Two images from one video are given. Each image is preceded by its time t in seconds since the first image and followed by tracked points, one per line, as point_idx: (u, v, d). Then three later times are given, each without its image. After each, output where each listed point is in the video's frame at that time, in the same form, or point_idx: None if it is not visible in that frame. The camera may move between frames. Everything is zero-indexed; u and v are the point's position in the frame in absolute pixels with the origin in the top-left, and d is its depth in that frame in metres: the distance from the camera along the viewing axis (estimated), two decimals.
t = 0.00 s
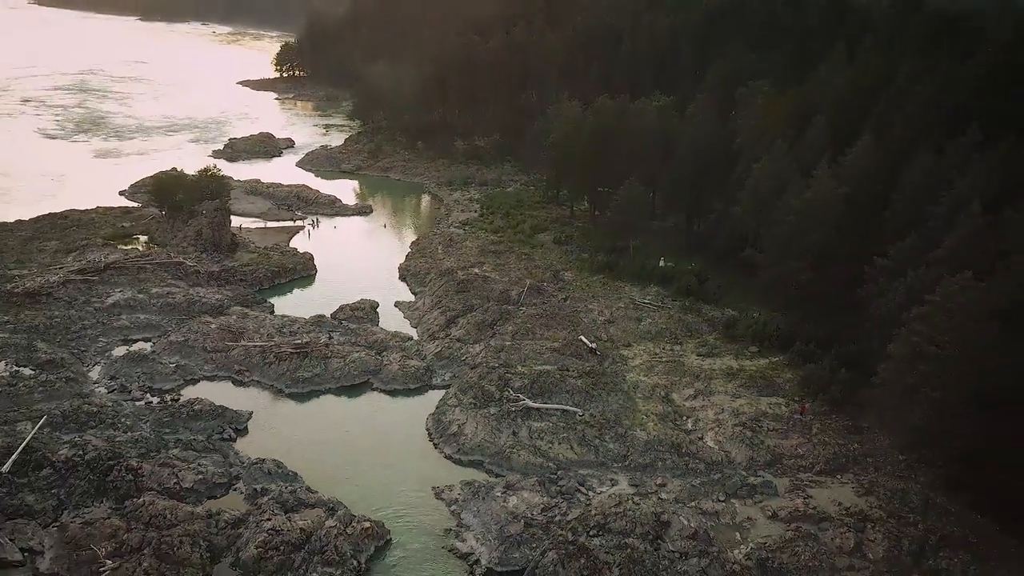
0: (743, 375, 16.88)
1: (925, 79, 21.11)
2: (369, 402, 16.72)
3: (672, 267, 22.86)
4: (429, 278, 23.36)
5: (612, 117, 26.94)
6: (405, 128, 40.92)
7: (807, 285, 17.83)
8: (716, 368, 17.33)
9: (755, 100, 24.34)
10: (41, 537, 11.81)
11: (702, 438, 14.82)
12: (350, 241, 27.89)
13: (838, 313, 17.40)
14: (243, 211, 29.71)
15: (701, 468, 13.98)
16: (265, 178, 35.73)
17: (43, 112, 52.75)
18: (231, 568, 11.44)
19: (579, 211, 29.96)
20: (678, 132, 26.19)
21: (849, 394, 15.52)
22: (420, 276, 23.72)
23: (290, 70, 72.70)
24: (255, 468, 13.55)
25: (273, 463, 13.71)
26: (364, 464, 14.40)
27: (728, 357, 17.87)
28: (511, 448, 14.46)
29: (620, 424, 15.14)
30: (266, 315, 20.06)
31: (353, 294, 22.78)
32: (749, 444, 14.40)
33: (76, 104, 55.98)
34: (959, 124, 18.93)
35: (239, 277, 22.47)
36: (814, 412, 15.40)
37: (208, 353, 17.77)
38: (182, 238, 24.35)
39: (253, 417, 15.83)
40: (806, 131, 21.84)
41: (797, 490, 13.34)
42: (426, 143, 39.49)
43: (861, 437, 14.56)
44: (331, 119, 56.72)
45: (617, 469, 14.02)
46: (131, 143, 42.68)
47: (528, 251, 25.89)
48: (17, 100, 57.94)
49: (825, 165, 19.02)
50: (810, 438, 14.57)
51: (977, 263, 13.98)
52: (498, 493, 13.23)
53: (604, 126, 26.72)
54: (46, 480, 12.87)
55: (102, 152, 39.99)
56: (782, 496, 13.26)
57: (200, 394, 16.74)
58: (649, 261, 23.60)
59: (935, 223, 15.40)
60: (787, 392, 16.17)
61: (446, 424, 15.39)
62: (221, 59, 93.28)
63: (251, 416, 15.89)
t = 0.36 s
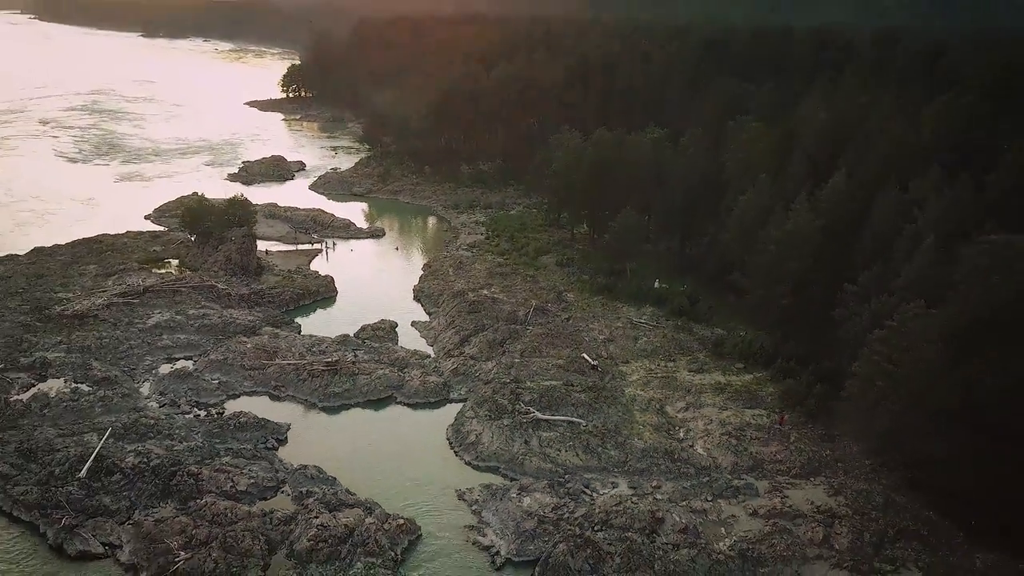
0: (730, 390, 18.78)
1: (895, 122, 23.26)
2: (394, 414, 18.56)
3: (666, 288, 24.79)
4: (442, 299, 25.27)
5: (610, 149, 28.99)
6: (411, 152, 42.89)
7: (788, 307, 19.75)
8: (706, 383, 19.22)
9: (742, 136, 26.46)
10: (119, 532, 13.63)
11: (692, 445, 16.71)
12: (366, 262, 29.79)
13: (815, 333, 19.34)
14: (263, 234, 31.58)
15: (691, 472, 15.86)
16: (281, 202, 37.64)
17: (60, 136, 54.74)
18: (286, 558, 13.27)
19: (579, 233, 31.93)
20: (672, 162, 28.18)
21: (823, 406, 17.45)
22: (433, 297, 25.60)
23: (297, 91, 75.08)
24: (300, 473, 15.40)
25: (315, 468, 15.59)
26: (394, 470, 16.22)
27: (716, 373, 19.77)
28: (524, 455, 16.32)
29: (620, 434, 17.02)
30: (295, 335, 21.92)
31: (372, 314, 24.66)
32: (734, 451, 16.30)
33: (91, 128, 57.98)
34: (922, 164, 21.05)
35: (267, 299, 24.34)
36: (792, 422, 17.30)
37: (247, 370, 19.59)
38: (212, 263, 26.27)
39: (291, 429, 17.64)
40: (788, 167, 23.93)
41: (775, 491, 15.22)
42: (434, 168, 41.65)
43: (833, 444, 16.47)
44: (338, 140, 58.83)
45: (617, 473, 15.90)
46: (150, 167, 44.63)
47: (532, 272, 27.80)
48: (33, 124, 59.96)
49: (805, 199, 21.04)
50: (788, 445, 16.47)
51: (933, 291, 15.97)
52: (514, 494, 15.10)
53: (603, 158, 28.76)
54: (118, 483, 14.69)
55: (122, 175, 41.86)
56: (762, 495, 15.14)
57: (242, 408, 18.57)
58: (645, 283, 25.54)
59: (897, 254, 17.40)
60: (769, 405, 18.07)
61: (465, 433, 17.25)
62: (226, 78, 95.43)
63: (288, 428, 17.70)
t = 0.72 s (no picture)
0: (719, 423, 20.59)
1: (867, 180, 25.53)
2: (412, 446, 20.31)
3: (660, 327, 26.71)
4: (452, 337, 27.16)
5: (607, 196, 31.10)
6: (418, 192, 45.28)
7: (771, 346, 21.63)
8: (697, 417, 21.03)
9: (729, 187, 28.64)
10: (175, 553, 15.33)
11: (684, 474, 18.48)
12: (379, 302, 31.67)
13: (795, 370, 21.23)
14: (281, 274, 33.48)
15: (684, 498, 17.62)
16: (295, 243, 39.66)
17: (79, 178, 57.04)
18: None
19: (578, 273, 33.93)
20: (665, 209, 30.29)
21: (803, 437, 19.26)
22: (444, 336, 27.47)
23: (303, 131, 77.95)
24: (332, 500, 17.16)
25: (345, 495, 17.36)
26: (415, 497, 17.95)
27: (707, 407, 21.59)
28: (532, 483, 18.09)
29: (619, 463, 18.79)
30: (318, 372, 23.70)
31: (387, 352, 26.47)
32: (722, 478, 18.09)
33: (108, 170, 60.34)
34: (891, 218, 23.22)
35: (290, 339, 26.18)
36: (774, 452, 19.10)
37: (277, 406, 21.36)
38: (237, 305, 28.18)
39: (320, 459, 19.41)
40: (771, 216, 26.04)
41: (758, 514, 17.00)
42: (440, 210, 43.97)
43: (811, 472, 18.26)
44: (344, 179, 61.15)
45: (616, 499, 17.67)
46: (167, 208, 46.77)
47: (535, 311, 29.73)
48: (51, 166, 62.33)
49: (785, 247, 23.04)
50: (770, 473, 18.26)
51: (897, 334, 17.89)
52: (525, 518, 16.85)
53: (600, 205, 30.87)
54: (170, 509, 16.42)
55: (142, 217, 43.90)
56: (747, 518, 16.90)
57: (273, 440, 20.30)
58: (640, 322, 27.45)
59: (866, 300, 19.38)
60: (754, 436, 19.87)
61: (479, 463, 19.01)
62: (233, 117, 98.42)
63: (318, 458, 19.46)
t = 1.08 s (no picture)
0: (716, 453, 22.07)
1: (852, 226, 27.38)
2: (430, 475, 21.75)
3: (661, 362, 28.27)
4: (464, 371, 28.72)
5: (611, 236, 32.87)
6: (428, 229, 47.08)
7: (764, 381, 23.16)
8: (695, 447, 22.52)
9: (724, 229, 30.49)
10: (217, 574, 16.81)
11: (683, 501, 19.92)
12: (393, 336, 33.29)
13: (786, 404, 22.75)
14: (300, 310, 35.13)
15: (683, 524, 19.05)
16: (311, 279, 41.41)
17: (99, 214, 59.10)
18: None
19: (583, 309, 35.54)
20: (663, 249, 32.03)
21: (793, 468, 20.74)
22: (456, 370, 29.03)
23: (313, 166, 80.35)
24: (359, 525, 18.65)
25: (370, 521, 18.87)
26: (434, 522, 19.39)
27: (704, 438, 23.08)
28: (543, 510, 19.57)
29: (623, 491, 20.23)
30: (340, 406, 25.23)
31: (403, 386, 28.00)
32: (718, 506, 19.51)
33: (127, 207, 62.51)
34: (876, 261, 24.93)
35: (312, 374, 27.78)
36: (767, 481, 20.57)
37: (303, 438, 22.88)
38: (261, 341, 29.81)
39: (346, 488, 20.88)
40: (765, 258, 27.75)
41: (751, 539, 18.40)
42: (449, 247, 45.81)
43: (801, 500, 19.69)
44: (354, 215, 63.16)
45: (621, 525, 19.12)
46: (187, 244, 48.67)
47: (542, 345, 31.31)
48: (71, 203, 64.50)
49: (777, 289, 24.68)
50: (763, 501, 19.69)
51: (877, 371, 19.44)
52: (536, 543, 18.27)
53: (604, 245, 32.60)
54: (210, 534, 17.90)
55: (164, 253, 45.78)
56: (741, 543, 18.30)
57: (301, 470, 21.78)
58: (643, 357, 29.01)
59: (850, 340, 20.97)
60: (748, 465, 21.35)
61: (493, 491, 20.47)
62: (244, 152, 101.03)
63: (343, 487, 20.93)
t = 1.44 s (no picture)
0: (722, 482, 23.26)
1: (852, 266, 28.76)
2: (450, 500, 22.97)
3: (669, 393, 29.51)
4: (480, 400, 29.97)
5: (621, 271, 34.24)
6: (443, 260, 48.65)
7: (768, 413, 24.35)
8: (702, 475, 23.71)
9: (730, 267, 31.88)
10: None
11: (691, 527, 21.07)
12: (411, 366, 34.59)
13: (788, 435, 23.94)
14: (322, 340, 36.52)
15: (691, 548, 20.19)
16: (330, 309, 42.91)
17: (124, 245, 61.01)
18: None
19: (593, 340, 36.83)
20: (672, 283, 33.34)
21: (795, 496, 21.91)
22: (473, 399, 30.30)
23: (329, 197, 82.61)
24: (386, 548, 19.88)
25: (396, 544, 20.11)
26: (456, 546, 20.59)
27: (711, 467, 24.27)
28: (558, 534, 20.74)
29: (634, 517, 21.39)
30: (363, 434, 26.50)
31: (422, 415, 29.25)
32: (724, 532, 20.68)
33: (150, 237, 64.51)
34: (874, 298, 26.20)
35: (336, 403, 29.10)
36: (770, 508, 21.75)
37: (330, 464, 24.16)
38: (286, 371, 31.20)
39: (372, 513, 22.10)
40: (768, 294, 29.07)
41: (755, 564, 19.55)
42: (463, 278, 47.34)
43: (802, 527, 20.85)
44: (370, 245, 64.96)
45: (632, 549, 20.26)
46: (210, 274, 50.33)
47: (554, 375, 32.57)
48: (96, 233, 66.49)
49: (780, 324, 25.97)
50: (767, 527, 20.86)
51: (873, 405, 20.65)
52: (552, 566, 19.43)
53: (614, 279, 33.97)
54: (248, 555, 19.18)
55: (188, 282, 47.45)
56: (746, 568, 19.44)
57: (328, 495, 23.04)
58: (652, 387, 30.25)
59: (848, 375, 22.20)
60: (752, 493, 22.54)
61: (510, 516, 21.65)
62: (261, 181, 103.48)
63: (369, 512, 22.17)
